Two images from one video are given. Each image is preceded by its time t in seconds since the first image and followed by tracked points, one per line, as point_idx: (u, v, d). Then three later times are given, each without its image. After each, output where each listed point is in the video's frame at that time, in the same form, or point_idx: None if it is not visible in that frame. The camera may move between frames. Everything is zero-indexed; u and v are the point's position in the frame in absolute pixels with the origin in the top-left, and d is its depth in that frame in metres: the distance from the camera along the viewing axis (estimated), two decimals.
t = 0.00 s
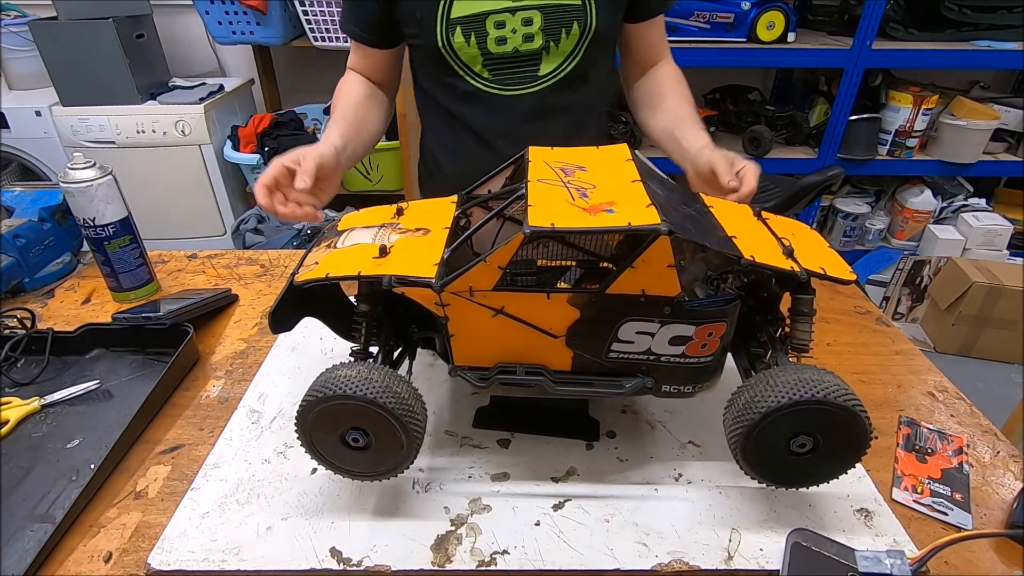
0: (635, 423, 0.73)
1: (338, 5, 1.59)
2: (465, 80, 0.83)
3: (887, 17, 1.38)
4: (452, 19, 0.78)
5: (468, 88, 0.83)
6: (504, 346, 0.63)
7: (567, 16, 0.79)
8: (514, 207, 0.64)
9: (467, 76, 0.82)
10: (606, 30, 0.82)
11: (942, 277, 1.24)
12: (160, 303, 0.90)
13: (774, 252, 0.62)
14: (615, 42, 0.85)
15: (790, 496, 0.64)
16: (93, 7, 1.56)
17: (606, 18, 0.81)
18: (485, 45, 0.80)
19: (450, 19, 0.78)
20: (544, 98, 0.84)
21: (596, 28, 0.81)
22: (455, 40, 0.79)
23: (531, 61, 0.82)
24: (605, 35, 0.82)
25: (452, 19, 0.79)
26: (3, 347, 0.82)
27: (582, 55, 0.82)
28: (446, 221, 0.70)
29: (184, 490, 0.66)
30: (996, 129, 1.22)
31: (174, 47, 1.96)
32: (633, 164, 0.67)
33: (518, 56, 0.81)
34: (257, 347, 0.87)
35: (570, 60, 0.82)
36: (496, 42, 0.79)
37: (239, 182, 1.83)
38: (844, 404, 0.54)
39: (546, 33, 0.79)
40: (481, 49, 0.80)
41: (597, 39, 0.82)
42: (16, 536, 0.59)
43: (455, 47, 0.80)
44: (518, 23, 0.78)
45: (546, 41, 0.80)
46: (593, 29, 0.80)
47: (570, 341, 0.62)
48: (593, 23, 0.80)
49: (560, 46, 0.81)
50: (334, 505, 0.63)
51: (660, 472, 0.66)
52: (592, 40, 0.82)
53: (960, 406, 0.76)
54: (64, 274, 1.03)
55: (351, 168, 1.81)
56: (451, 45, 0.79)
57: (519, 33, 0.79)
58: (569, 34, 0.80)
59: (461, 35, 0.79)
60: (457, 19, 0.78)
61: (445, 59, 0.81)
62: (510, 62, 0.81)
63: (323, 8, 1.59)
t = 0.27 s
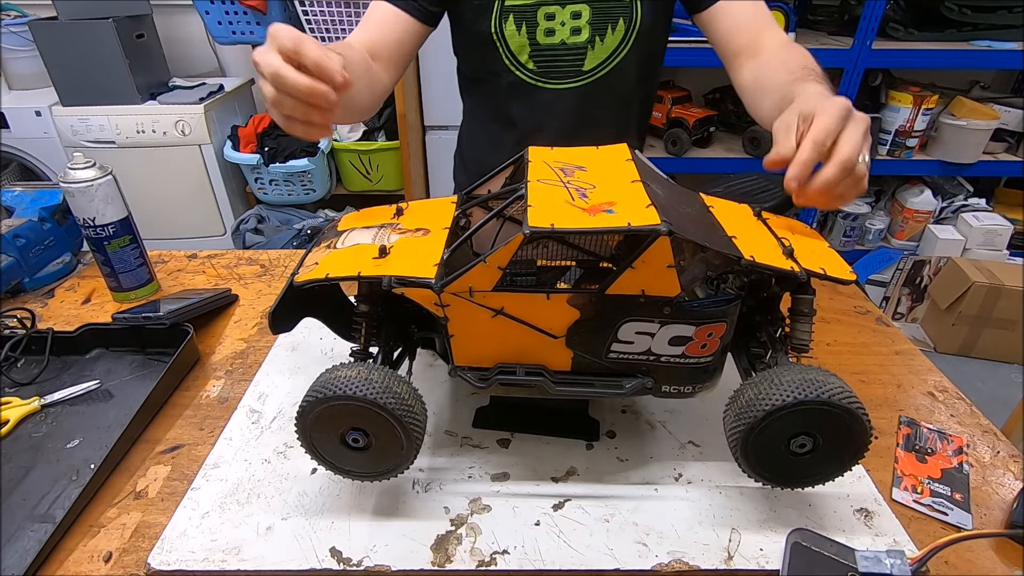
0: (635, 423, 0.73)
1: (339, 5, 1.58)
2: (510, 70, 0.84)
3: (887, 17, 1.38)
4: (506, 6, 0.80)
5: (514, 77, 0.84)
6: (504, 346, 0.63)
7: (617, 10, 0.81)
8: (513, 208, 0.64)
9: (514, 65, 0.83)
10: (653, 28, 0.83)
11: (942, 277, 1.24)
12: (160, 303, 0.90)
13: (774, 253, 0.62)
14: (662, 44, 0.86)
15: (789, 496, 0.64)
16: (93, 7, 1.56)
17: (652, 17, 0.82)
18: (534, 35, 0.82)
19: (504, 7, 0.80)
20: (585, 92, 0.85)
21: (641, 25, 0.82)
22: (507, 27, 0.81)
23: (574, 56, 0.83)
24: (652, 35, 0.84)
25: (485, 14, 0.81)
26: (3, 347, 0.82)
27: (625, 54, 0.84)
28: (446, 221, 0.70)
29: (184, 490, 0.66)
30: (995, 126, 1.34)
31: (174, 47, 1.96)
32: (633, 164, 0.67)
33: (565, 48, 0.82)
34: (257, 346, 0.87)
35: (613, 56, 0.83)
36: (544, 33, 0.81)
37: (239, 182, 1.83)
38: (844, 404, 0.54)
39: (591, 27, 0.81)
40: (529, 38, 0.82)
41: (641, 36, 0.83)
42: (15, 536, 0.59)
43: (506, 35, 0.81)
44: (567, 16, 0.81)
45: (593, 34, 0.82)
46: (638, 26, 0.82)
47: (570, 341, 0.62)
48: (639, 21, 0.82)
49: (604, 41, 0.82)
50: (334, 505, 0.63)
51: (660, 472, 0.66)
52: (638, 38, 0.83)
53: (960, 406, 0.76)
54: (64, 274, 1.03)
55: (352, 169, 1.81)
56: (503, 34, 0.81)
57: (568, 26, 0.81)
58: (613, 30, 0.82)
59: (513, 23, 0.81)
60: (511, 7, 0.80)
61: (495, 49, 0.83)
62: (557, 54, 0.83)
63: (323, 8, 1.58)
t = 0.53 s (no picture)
0: (635, 423, 0.73)
1: (339, 5, 1.58)
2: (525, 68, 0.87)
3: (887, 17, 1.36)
4: (523, 5, 0.83)
5: (527, 75, 0.87)
6: (504, 346, 0.63)
7: (632, 11, 0.83)
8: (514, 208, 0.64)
9: (529, 63, 0.86)
10: (666, 29, 0.85)
11: (942, 277, 1.24)
12: (160, 303, 0.90)
13: (774, 253, 0.62)
14: (677, 46, 0.88)
15: (789, 496, 0.64)
16: (93, 7, 1.56)
17: (664, 19, 0.85)
18: (550, 34, 0.84)
19: (521, 6, 0.83)
20: (599, 91, 0.88)
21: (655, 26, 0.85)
22: (523, 26, 0.84)
23: (589, 56, 0.86)
24: (665, 37, 0.86)
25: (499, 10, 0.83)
26: (3, 347, 0.82)
27: (639, 54, 0.86)
28: (446, 221, 0.70)
29: (184, 490, 0.66)
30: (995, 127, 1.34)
31: (174, 47, 1.96)
32: (633, 164, 0.67)
33: (579, 47, 0.85)
34: (257, 347, 0.87)
35: (626, 56, 0.86)
36: (560, 32, 0.84)
37: (239, 182, 1.83)
38: (844, 405, 0.54)
39: (606, 28, 0.84)
40: (545, 36, 0.85)
41: (654, 38, 0.85)
42: (16, 536, 0.59)
43: (522, 33, 0.84)
44: (582, 16, 0.84)
45: (607, 35, 0.84)
46: (651, 27, 0.85)
47: (570, 341, 0.62)
48: (654, 22, 0.84)
49: (619, 42, 0.85)
50: (334, 505, 0.63)
51: (660, 472, 0.66)
52: (652, 39, 0.85)
53: (960, 406, 0.76)
54: (64, 274, 1.03)
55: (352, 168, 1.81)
56: (519, 32, 0.84)
57: (583, 26, 0.84)
58: (628, 31, 0.84)
59: (529, 22, 0.84)
60: (527, 5, 0.83)
61: (511, 47, 0.85)
62: (572, 53, 0.86)
63: (323, 8, 1.59)
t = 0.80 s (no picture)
0: (635, 423, 0.73)
1: (339, 5, 1.58)
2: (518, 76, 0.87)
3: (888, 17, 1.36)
4: (513, 11, 0.83)
5: (520, 83, 0.87)
6: (505, 347, 0.63)
7: (624, 15, 0.83)
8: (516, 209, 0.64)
9: (521, 71, 0.87)
10: (661, 31, 0.85)
11: (942, 277, 1.24)
12: (160, 303, 0.90)
13: (775, 254, 0.62)
14: (672, 48, 0.88)
15: (789, 496, 0.64)
16: (93, 7, 1.56)
17: (659, 21, 0.85)
18: (542, 40, 0.85)
19: (512, 12, 0.83)
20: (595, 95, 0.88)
21: (649, 29, 0.85)
22: (515, 32, 0.84)
23: (582, 61, 0.86)
24: (660, 39, 0.86)
25: (489, 17, 0.84)
26: (3, 347, 0.82)
27: (633, 57, 0.86)
28: (447, 221, 0.70)
29: (184, 490, 0.66)
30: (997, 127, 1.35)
31: (174, 47, 1.96)
32: (634, 164, 0.67)
33: (572, 52, 0.85)
34: (257, 347, 0.87)
35: (621, 60, 0.86)
36: (552, 38, 0.84)
37: (239, 182, 1.83)
38: (844, 404, 0.54)
39: (600, 32, 0.84)
40: (537, 43, 0.85)
41: (649, 40, 0.85)
42: (15, 536, 0.59)
43: (513, 40, 0.84)
44: (574, 21, 0.84)
45: (601, 39, 0.85)
46: (646, 30, 0.85)
47: (571, 341, 0.62)
48: (647, 26, 0.84)
49: (613, 46, 0.85)
50: (334, 505, 0.63)
51: (660, 472, 0.66)
52: (647, 41, 0.86)
53: (960, 406, 0.76)
54: (64, 274, 1.03)
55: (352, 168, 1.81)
56: (511, 39, 0.84)
57: (575, 31, 0.84)
58: (622, 34, 0.84)
59: (520, 28, 0.84)
60: (518, 11, 0.83)
61: (503, 54, 0.86)
62: (565, 58, 0.86)
63: (323, 8, 1.59)
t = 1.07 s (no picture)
0: (635, 423, 0.73)
1: (339, 5, 1.58)
2: (509, 88, 0.87)
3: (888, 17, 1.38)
4: (501, 24, 0.83)
5: (511, 96, 0.88)
6: (505, 351, 0.63)
7: (614, 21, 0.84)
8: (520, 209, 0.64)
9: (512, 83, 0.87)
10: (652, 36, 0.86)
11: (942, 277, 1.24)
12: (160, 303, 0.90)
13: (777, 259, 0.62)
14: (665, 49, 0.88)
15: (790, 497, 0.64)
16: (93, 7, 1.56)
17: (650, 25, 0.85)
18: (532, 51, 0.84)
19: (499, 24, 0.83)
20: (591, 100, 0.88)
21: (640, 33, 0.85)
22: (503, 45, 0.84)
23: (575, 69, 0.86)
24: (653, 41, 0.86)
25: (474, 32, 0.84)
26: (3, 347, 0.82)
27: (626, 62, 0.87)
28: (447, 221, 0.70)
29: (184, 490, 0.66)
30: (995, 128, 1.30)
31: (174, 47, 1.96)
32: (636, 165, 0.67)
33: (563, 61, 0.85)
34: (257, 347, 0.87)
35: (614, 66, 0.86)
36: (542, 48, 0.84)
37: (239, 182, 1.83)
38: (843, 413, 0.54)
39: (591, 39, 0.84)
40: (527, 54, 0.85)
41: (641, 45, 0.86)
42: (16, 536, 0.59)
43: (502, 54, 0.84)
44: (564, 29, 0.84)
45: (593, 46, 0.85)
46: (637, 34, 0.85)
47: (571, 345, 0.62)
48: (638, 30, 0.85)
49: (605, 52, 0.85)
50: (334, 506, 0.63)
51: (660, 473, 0.66)
52: (639, 44, 0.86)
53: (960, 406, 0.76)
54: (64, 274, 1.03)
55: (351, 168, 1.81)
56: (499, 52, 0.84)
57: (565, 39, 0.84)
58: (614, 40, 0.85)
59: (509, 41, 0.84)
60: (505, 23, 0.83)
61: (493, 67, 0.86)
62: (556, 68, 0.86)
63: (323, 8, 1.59)
